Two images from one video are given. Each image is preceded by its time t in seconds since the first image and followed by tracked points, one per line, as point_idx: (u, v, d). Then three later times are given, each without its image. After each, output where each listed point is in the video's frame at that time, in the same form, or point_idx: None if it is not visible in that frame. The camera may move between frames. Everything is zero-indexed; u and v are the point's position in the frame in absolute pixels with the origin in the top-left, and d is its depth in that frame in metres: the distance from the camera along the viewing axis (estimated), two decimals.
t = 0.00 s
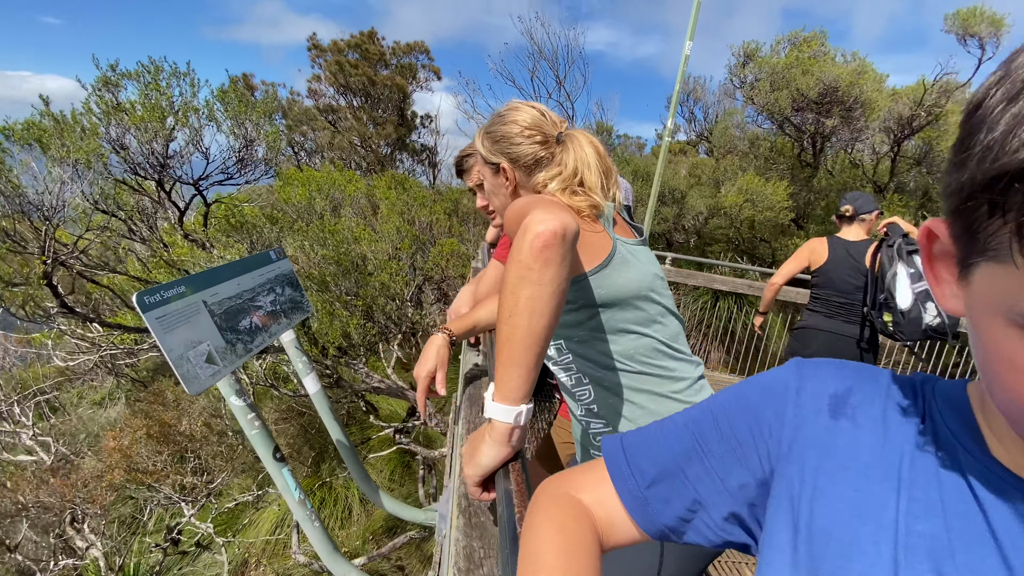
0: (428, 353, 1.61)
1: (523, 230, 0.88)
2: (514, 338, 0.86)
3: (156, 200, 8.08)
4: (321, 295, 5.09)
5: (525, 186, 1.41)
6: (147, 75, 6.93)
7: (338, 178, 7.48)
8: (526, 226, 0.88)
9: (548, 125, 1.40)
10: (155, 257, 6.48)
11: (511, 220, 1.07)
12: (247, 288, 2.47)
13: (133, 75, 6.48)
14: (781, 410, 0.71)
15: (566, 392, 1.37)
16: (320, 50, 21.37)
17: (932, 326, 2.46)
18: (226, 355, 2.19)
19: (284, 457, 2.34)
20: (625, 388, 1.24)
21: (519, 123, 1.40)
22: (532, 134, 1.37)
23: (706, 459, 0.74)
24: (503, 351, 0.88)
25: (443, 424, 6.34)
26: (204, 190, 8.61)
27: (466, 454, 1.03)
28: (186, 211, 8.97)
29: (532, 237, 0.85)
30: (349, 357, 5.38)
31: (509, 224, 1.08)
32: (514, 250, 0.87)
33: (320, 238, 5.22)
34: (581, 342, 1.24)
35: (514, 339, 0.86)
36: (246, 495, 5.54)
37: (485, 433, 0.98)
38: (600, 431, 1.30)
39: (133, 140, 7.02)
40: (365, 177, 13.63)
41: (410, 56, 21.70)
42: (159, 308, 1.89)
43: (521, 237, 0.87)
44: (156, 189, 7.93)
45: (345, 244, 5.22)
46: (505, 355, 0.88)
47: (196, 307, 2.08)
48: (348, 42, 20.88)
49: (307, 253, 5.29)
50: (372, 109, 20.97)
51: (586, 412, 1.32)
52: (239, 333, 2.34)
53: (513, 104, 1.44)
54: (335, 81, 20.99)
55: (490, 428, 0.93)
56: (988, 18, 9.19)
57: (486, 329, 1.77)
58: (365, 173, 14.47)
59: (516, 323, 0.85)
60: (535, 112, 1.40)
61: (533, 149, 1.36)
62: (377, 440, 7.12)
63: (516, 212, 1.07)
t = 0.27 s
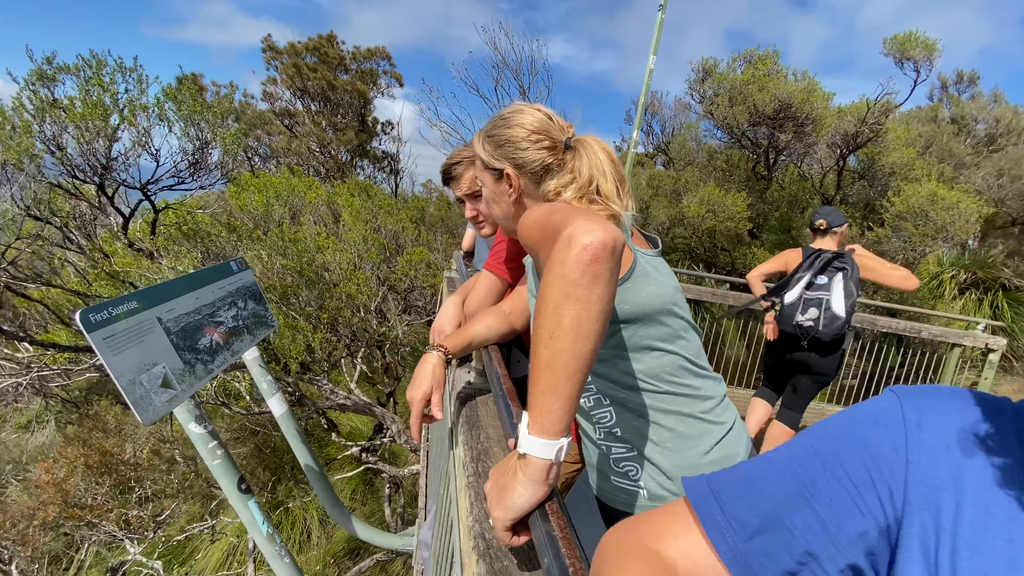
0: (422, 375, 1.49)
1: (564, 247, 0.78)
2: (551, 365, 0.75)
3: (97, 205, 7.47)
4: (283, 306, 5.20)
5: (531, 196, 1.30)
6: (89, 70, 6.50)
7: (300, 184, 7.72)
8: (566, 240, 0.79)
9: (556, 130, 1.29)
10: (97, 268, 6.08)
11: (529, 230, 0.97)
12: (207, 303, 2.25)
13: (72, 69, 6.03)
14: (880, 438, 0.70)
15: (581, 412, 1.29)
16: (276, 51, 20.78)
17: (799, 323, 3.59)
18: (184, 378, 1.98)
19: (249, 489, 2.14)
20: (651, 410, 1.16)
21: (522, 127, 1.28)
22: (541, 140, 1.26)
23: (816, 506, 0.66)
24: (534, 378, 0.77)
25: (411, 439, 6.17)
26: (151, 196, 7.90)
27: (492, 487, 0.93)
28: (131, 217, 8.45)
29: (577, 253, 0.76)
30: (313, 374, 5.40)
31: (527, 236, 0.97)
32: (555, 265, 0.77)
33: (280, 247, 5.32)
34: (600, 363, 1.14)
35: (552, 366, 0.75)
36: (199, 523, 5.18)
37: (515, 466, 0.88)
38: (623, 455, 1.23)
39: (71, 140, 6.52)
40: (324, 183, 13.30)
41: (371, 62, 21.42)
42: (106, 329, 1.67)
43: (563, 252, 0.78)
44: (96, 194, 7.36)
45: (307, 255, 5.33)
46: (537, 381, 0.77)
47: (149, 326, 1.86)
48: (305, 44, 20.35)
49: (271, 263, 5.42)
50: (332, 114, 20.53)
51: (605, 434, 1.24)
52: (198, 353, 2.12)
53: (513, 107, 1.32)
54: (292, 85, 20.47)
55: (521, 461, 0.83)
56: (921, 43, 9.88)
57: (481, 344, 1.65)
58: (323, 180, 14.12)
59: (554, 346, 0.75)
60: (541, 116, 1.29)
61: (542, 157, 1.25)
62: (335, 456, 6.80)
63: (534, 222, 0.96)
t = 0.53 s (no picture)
0: (424, 400, 1.39)
1: (649, 277, 0.72)
2: (628, 407, 0.70)
3: (41, 215, 6.97)
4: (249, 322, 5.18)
5: (545, 204, 1.24)
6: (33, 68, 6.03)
7: (266, 196, 7.80)
8: (654, 270, 0.72)
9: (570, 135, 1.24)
10: (42, 282, 5.66)
11: (577, 242, 0.88)
12: (172, 322, 2.07)
13: (13, 66, 5.57)
14: (973, 486, 0.67)
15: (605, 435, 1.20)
16: (237, 56, 20.19)
17: (759, 325, 3.66)
18: (147, 407, 1.80)
19: (221, 525, 1.98)
20: (688, 435, 1.09)
21: (536, 133, 1.23)
22: (555, 145, 1.20)
23: (924, 563, 0.63)
24: (598, 413, 0.72)
25: (385, 459, 5.99)
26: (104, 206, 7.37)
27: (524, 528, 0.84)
28: (78, 227, 7.93)
29: (669, 286, 0.70)
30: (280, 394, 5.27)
31: (574, 247, 0.88)
32: (643, 297, 0.71)
33: (246, 259, 5.33)
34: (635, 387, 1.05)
35: (626, 406, 0.70)
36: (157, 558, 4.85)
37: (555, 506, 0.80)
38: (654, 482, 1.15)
39: (12, 146, 6.03)
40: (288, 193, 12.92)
41: (337, 69, 21.11)
42: (60, 354, 1.49)
43: (650, 282, 0.71)
44: (40, 202, 6.86)
45: (273, 268, 5.38)
46: (602, 417, 0.71)
47: (107, 348, 1.68)
48: (268, 49, 19.83)
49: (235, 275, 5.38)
50: (296, 121, 20.07)
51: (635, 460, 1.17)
52: (161, 377, 1.93)
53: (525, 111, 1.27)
54: (253, 90, 19.87)
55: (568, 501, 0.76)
56: (870, 66, 10.44)
57: (484, 364, 1.56)
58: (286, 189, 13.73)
59: (637, 389, 0.69)
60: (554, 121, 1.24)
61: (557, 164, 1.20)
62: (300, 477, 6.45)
63: (583, 233, 0.88)
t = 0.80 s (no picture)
0: (428, 430, 1.31)
1: (778, 333, 0.63)
2: (744, 467, 0.63)
3: None
4: (212, 338, 4.97)
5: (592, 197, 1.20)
6: None
7: (232, 204, 7.50)
8: (785, 326, 0.63)
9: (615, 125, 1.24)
10: None
11: (665, 257, 0.78)
12: (129, 344, 1.86)
13: None
14: None
15: (645, 462, 1.09)
16: (199, 60, 19.56)
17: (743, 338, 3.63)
18: (101, 441, 1.61)
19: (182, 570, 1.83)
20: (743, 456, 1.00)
21: (578, 122, 1.18)
22: (607, 133, 1.19)
23: None
24: (699, 464, 0.64)
25: (360, 481, 5.76)
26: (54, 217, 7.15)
27: None
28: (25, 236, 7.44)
29: (806, 347, 0.62)
30: (245, 414, 5.06)
31: (662, 262, 0.78)
32: (773, 361, 0.62)
33: (209, 271, 5.18)
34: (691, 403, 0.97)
35: (741, 468, 0.63)
36: None
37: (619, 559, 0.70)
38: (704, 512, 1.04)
39: None
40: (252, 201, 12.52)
41: (304, 75, 20.72)
42: None
43: (779, 340, 0.63)
44: None
45: (239, 280, 5.27)
46: (705, 467, 0.64)
47: (56, 376, 1.49)
48: (232, 54, 19.28)
49: (201, 287, 5.21)
50: (261, 127, 19.57)
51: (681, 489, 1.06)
52: (116, 406, 1.73)
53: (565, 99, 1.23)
54: (216, 95, 19.28)
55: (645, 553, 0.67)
56: (830, 82, 10.87)
57: (489, 386, 1.46)
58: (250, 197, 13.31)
59: (761, 457, 0.62)
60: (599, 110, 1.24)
61: (611, 153, 1.18)
62: (265, 498, 6.37)
63: (674, 248, 0.78)
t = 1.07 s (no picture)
0: (423, 461, 1.25)
1: (868, 404, 0.67)
2: (830, 521, 0.64)
3: None
4: (178, 355, 4.79)
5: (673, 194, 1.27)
6: None
7: (200, 215, 7.24)
8: (873, 397, 0.68)
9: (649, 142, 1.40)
10: None
11: (778, 277, 0.80)
12: (88, 367, 1.71)
13: None
14: None
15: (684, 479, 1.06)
16: (164, 65, 19.01)
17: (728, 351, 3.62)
18: (56, 477, 1.46)
19: None
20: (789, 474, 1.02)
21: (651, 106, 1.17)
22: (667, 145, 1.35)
23: None
24: (783, 506, 0.66)
25: (335, 502, 5.55)
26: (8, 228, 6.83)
27: None
28: None
29: (892, 421, 0.66)
30: (213, 436, 4.85)
31: (777, 281, 0.80)
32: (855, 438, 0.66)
33: (175, 285, 4.98)
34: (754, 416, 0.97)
35: (825, 524, 0.64)
36: None
37: None
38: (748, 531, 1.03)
39: None
40: (220, 210, 12.14)
41: (275, 83, 20.37)
42: None
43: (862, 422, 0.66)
44: None
45: (206, 295, 5.10)
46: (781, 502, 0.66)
47: (7, 409, 1.34)
48: (200, 60, 18.77)
49: (167, 300, 5.02)
50: (230, 136, 19.11)
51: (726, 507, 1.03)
52: (73, 437, 1.58)
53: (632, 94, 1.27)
54: (183, 102, 18.77)
55: None
56: (798, 98, 11.22)
57: (487, 410, 1.38)
58: (218, 207, 12.93)
59: (828, 520, 0.64)
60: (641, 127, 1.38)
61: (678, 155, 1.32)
62: (232, 521, 6.24)
63: (792, 274, 0.80)
